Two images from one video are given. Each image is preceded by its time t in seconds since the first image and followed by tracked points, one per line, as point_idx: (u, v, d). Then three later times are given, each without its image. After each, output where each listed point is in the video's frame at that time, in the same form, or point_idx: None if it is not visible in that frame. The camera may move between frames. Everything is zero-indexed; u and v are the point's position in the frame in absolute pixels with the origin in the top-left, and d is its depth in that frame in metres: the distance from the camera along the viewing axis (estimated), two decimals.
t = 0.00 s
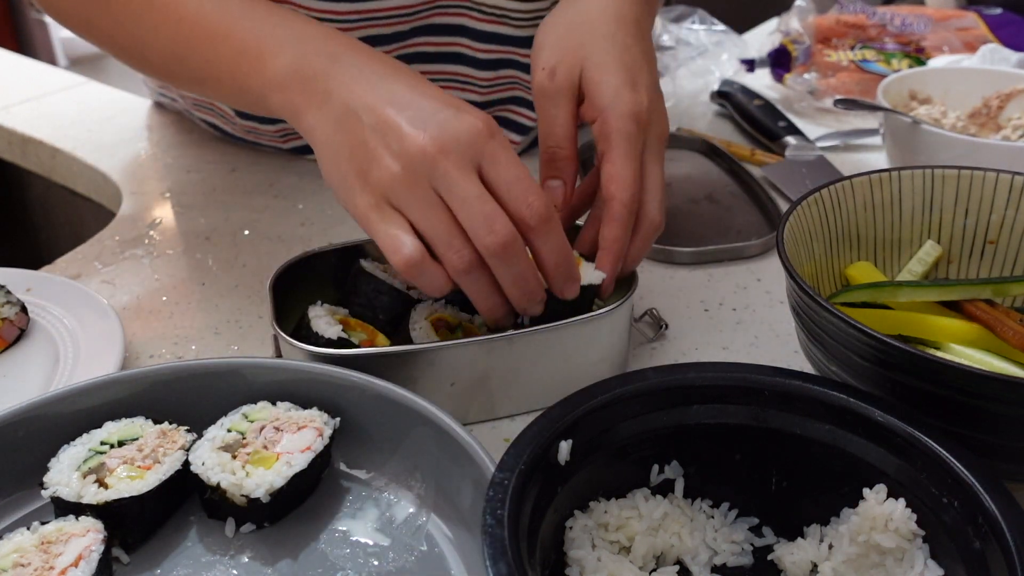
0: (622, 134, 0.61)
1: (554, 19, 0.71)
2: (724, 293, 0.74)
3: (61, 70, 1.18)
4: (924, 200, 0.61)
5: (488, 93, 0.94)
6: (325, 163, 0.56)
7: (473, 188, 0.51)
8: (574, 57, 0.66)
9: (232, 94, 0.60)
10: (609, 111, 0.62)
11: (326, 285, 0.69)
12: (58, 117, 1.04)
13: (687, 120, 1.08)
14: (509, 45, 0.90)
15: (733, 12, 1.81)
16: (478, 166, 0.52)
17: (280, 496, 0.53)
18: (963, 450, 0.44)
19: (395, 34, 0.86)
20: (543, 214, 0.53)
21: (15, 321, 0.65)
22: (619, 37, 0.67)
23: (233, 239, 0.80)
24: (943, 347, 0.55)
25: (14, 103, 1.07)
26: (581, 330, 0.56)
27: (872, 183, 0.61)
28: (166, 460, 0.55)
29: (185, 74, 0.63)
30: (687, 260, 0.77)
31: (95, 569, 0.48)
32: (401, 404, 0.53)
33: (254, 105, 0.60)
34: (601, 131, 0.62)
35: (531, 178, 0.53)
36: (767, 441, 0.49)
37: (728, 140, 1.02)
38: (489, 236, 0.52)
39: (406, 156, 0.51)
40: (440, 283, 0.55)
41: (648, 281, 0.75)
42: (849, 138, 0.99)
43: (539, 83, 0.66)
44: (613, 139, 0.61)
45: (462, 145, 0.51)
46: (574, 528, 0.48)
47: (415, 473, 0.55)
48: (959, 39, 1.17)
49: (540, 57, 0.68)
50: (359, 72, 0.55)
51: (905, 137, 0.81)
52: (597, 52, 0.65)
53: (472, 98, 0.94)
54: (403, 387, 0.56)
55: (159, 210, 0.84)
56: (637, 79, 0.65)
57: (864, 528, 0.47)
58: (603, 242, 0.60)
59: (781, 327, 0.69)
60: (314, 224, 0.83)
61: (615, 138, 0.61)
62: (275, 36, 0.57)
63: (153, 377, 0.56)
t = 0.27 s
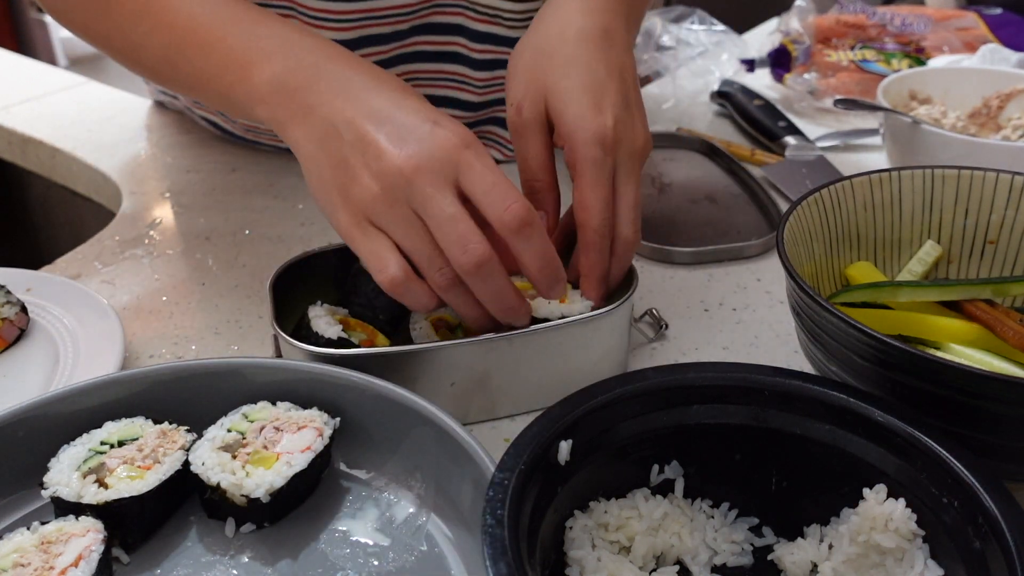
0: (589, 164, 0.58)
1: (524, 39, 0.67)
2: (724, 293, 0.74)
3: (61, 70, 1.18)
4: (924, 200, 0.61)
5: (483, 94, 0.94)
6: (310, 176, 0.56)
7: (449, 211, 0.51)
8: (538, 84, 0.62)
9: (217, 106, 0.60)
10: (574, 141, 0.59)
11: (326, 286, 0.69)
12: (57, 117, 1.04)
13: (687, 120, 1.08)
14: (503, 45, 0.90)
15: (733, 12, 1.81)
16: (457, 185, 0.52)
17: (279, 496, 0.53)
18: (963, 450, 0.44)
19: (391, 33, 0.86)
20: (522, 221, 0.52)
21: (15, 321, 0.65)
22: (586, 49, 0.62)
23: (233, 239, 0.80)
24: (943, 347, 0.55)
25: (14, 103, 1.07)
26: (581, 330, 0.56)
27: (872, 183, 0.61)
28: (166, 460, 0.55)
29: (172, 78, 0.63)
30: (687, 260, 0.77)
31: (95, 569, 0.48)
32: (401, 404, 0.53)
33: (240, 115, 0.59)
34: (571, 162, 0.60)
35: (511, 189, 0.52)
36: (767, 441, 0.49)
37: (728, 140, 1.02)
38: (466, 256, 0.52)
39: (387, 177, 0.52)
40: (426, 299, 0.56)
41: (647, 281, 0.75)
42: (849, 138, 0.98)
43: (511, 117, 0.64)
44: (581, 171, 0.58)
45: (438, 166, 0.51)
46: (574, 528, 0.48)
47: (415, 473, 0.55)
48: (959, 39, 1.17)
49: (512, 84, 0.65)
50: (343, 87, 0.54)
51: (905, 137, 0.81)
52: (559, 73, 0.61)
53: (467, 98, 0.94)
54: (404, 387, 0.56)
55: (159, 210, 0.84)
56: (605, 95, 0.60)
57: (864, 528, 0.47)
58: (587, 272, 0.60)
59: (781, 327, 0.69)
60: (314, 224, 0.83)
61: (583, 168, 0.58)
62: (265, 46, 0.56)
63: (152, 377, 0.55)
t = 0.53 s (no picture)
0: (604, 183, 0.58)
1: (529, 56, 0.67)
2: (724, 293, 0.74)
3: (61, 70, 1.18)
4: (924, 200, 0.61)
5: (480, 96, 0.93)
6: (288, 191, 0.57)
7: (405, 203, 0.50)
8: (547, 102, 0.62)
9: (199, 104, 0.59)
10: (587, 158, 0.59)
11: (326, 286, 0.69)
12: (58, 117, 1.04)
13: (686, 120, 1.08)
14: (498, 48, 0.89)
15: (732, 12, 1.81)
16: (409, 175, 0.50)
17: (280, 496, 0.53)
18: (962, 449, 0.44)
19: (386, 34, 0.86)
20: (476, 201, 0.49)
21: (15, 321, 0.65)
22: (595, 66, 0.63)
23: (233, 239, 0.80)
24: (943, 347, 0.55)
25: (14, 103, 1.07)
26: (580, 330, 0.56)
27: (872, 183, 0.61)
28: (166, 460, 0.55)
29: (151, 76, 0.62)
30: (687, 260, 0.77)
31: (95, 569, 0.48)
32: (401, 404, 0.53)
33: (217, 115, 0.59)
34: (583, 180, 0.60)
35: (460, 168, 0.49)
36: (767, 441, 0.49)
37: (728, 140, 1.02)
38: (423, 246, 0.50)
39: (343, 179, 0.51)
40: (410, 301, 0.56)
41: (648, 281, 0.75)
42: (849, 138, 0.98)
43: (516, 135, 0.63)
44: (594, 190, 0.59)
45: (386, 160, 0.50)
46: (574, 528, 0.48)
47: (415, 473, 0.55)
48: (959, 39, 1.17)
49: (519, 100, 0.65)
50: (296, 90, 0.53)
51: (905, 137, 0.81)
52: (569, 91, 0.61)
53: (464, 101, 0.93)
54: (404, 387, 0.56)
55: (159, 210, 0.84)
56: (618, 111, 0.61)
57: (864, 528, 0.47)
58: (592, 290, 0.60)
59: (781, 327, 0.69)
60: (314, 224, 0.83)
61: (596, 187, 0.59)
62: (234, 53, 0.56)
63: (153, 377, 0.55)
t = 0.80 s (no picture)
0: (602, 176, 0.58)
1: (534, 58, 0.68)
2: (724, 293, 0.74)
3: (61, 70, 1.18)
4: (924, 200, 0.61)
5: (479, 98, 0.92)
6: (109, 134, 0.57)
7: (173, 107, 0.46)
8: (547, 102, 0.63)
9: (131, 80, 0.57)
10: (585, 152, 0.59)
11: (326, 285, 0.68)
12: (58, 116, 1.04)
13: (687, 120, 1.08)
14: (495, 49, 0.88)
15: (732, 12, 1.82)
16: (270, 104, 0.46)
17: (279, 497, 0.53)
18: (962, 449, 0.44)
19: (383, 36, 0.86)
20: (230, 105, 0.45)
21: (15, 321, 0.65)
22: (596, 58, 0.62)
23: (233, 239, 0.80)
24: (943, 347, 0.55)
25: (14, 103, 1.07)
26: (580, 331, 0.56)
27: (872, 183, 0.61)
28: (166, 460, 0.55)
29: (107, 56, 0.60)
30: (687, 260, 0.77)
31: (95, 569, 0.48)
32: (401, 404, 0.53)
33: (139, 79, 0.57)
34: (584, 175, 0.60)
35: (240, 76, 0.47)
36: (767, 441, 0.49)
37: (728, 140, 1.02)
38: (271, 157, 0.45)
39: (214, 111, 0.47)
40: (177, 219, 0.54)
41: (648, 281, 0.75)
42: (849, 138, 0.98)
43: (521, 137, 0.64)
44: (592, 183, 0.59)
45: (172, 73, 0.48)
46: (573, 528, 0.48)
47: (415, 473, 0.55)
48: (959, 39, 1.17)
49: (523, 103, 0.65)
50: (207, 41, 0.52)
51: (905, 137, 0.81)
52: (567, 89, 0.61)
53: (462, 101, 0.91)
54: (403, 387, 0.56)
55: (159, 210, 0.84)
56: (617, 103, 0.60)
57: (864, 528, 0.47)
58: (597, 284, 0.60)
59: (781, 327, 0.69)
60: (314, 224, 0.83)
61: (595, 181, 0.58)
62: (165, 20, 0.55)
63: (153, 378, 0.56)
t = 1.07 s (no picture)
0: (608, 185, 0.58)
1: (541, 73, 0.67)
2: (724, 293, 0.74)
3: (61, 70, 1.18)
4: (924, 200, 0.61)
5: (476, 98, 0.91)
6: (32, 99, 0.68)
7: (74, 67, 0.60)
8: (554, 111, 0.62)
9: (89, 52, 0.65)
10: (595, 162, 0.58)
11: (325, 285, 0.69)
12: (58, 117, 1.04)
13: (686, 120, 1.08)
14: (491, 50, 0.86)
15: (732, 12, 1.82)
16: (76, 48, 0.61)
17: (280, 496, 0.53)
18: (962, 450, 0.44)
19: (378, 35, 0.85)
20: (96, 73, 0.57)
21: (15, 321, 0.65)
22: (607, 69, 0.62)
23: (233, 239, 0.80)
24: (943, 347, 0.55)
25: (14, 103, 1.07)
26: (580, 331, 0.56)
27: (872, 183, 0.61)
28: (166, 460, 0.55)
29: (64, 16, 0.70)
30: (687, 260, 0.77)
31: (95, 569, 0.48)
32: (401, 404, 0.53)
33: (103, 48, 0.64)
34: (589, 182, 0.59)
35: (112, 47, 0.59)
36: (767, 441, 0.49)
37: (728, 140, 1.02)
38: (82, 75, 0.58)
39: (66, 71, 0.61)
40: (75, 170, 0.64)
41: (649, 281, 0.75)
42: (849, 138, 0.98)
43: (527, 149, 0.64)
44: (597, 191, 0.58)
45: (53, 38, 0.63)
46: (573, 528, 0.48)
47: (415, 473, 0.55)
48: (959, 38, 1.17)
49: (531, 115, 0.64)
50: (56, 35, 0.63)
51: (904, 137, 0.81)
52: (576, 100, 0.61)
53: (460, 102, 0.91)
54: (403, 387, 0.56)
55: (159, 210, 0.84)
56: (629, 113, 0.59)
57: (864, 528, 0.47)
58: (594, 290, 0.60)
59: (781, 327, 0.69)
60: (313, 224, 0.83)
61: (600, 191, 0.58)
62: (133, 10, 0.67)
63: (154, 377, 0.56)
